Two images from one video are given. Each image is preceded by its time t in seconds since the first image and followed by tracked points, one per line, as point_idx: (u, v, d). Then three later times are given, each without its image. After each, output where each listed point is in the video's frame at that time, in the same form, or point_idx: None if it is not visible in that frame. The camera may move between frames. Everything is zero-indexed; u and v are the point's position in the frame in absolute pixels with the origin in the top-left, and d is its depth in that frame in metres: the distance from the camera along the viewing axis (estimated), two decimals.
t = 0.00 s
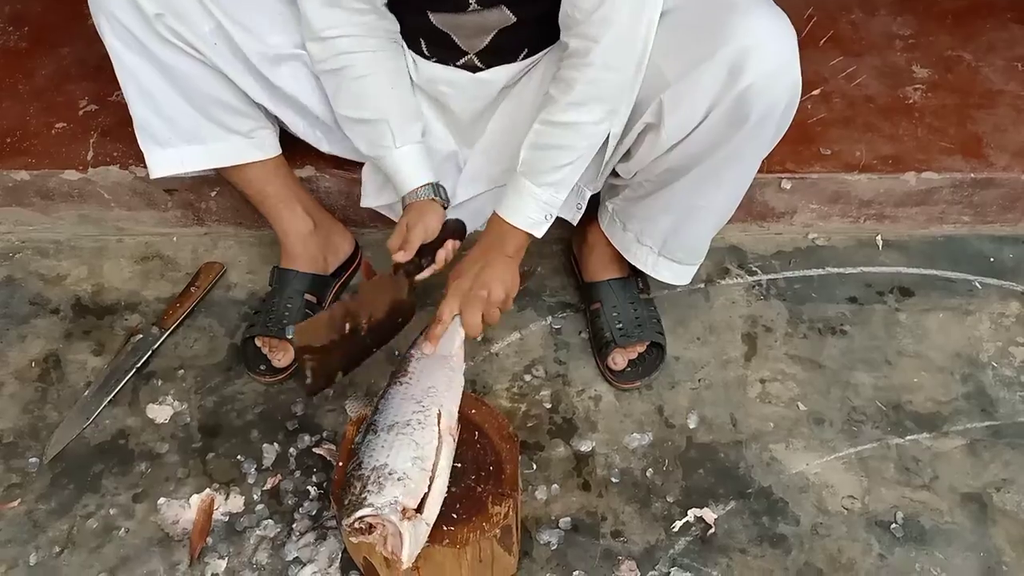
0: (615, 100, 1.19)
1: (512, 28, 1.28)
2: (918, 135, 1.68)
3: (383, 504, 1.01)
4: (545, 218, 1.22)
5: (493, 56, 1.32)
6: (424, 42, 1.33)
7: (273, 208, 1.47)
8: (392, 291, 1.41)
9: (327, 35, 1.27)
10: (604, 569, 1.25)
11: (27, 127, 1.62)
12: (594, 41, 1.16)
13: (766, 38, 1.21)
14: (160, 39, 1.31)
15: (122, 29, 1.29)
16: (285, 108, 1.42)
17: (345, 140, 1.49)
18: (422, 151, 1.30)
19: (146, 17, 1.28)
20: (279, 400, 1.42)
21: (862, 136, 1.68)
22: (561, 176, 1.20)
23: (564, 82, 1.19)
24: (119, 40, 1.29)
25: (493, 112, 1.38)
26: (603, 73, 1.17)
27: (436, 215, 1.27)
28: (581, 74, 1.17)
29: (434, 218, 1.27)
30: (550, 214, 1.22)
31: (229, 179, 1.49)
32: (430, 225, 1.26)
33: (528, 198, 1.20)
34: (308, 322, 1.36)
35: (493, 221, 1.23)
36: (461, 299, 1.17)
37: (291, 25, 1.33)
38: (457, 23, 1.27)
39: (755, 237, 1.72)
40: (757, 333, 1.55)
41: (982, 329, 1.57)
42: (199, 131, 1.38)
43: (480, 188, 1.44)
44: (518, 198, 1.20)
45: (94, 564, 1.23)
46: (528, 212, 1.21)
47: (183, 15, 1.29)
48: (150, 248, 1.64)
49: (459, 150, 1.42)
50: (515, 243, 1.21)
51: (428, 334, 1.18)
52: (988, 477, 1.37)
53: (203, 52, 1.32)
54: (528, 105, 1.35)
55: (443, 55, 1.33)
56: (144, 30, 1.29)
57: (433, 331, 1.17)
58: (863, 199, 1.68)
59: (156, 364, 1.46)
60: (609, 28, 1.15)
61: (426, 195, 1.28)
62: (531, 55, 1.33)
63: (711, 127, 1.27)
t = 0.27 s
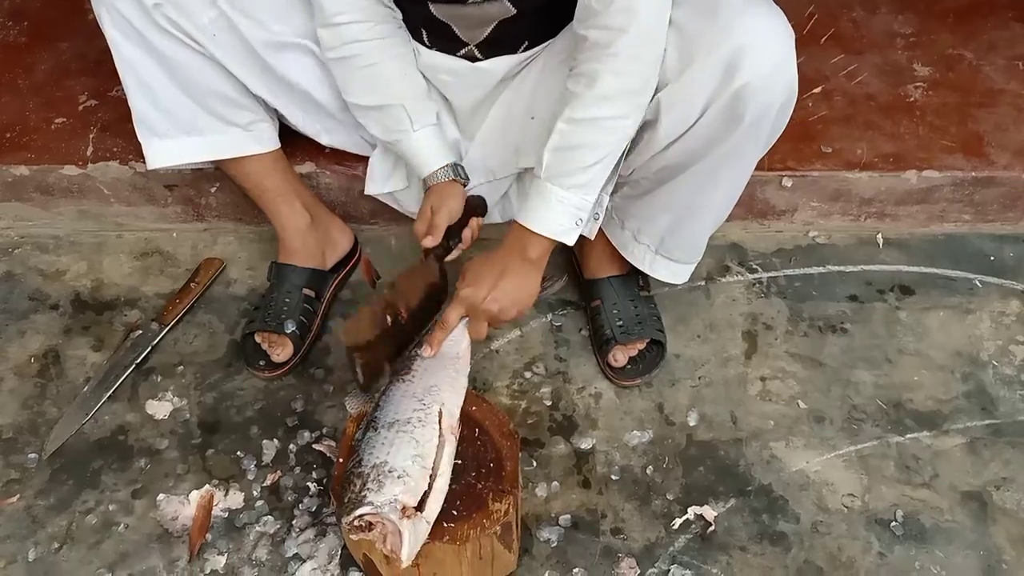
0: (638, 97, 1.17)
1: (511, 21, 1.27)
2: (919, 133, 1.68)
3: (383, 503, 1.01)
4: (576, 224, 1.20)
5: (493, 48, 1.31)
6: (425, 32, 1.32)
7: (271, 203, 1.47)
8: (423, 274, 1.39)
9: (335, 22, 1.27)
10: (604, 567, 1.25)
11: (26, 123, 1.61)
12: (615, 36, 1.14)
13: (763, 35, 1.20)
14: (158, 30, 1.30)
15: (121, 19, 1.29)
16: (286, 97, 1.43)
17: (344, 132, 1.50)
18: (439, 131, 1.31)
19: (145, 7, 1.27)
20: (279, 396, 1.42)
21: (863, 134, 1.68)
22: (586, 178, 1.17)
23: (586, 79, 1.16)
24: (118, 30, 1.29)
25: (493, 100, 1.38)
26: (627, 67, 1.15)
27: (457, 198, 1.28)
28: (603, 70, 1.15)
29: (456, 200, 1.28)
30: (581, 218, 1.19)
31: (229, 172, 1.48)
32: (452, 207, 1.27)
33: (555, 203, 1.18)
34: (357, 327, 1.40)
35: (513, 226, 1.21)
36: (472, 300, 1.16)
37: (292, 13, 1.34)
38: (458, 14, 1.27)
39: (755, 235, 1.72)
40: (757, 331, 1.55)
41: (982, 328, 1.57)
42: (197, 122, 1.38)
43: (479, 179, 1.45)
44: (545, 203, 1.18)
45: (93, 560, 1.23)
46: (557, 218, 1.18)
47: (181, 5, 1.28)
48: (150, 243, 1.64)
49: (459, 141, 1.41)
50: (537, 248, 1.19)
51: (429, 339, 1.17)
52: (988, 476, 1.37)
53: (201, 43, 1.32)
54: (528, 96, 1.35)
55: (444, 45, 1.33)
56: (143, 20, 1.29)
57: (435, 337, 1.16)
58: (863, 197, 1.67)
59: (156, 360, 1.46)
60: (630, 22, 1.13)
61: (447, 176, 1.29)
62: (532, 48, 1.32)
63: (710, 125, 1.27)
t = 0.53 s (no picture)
0: (645, 95, 1.17)
1: (518, 11, 1.28)
2: (919, 130, 1.68)
3: (375, 495, 1.01)
4: (585, 225, 1.19)
5: (498, 38, 1.32)
6: (431, 22, 1.33)
7: (271, 197, 1.46)
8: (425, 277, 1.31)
9: (345, 14, 1.28)
10: (603, 562, 1.26)
11: (27, 117, 1.61)
12: (623, 33, 1.14)
13: (760, 31, 1.21)
14: (162, 20, 1.30)
15: (125, 8, 1.29)
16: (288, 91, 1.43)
17: (345, 124, 1.50)
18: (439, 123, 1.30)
19: None
20: (279, 391, 1.42)
21: (863, 131, 1.68)
22: (595, 177, 1.17)
23: (593, 77, 1.16)
24: (121, 20, 1.29)
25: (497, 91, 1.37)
26: (635, 65, 1.14)
27: (460, 193, 1.28)
28: (611, 68, 1.15)
29: (459, 196, 1.28)
30: (590, 220, 1.19)
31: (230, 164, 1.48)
32: (455, 204, 1.27)
33: (562, 203, 1.17)
34: (352, 343, 1.25)
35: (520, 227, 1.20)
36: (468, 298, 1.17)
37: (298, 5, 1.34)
38: (463, 3, 1.28)
39: (755, 231, 1.72)
40: (757, 328, 1.55)
41: (982, 325, 1.57)
42: (198, 114, 1.38)
43: (482, 169, 1.44)
44: (552, 204, 1.17)
45: (93, 554, 1.23)
46: (565, 218, 1.18)
47: None
48: (149, 238, 1.64)
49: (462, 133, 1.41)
50: (545, 252, 1.19)
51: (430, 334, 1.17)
52: (987, 472, 1.37)
53: (204, 34, 1.32)
54: (529, 87, 1.35)
55: (450, 35, 1.33)
56: (146, 9, 1.29)
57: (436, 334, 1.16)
58: (864, 193, 1.67)
59: (155, 354, 1.46)
60: (637, 19, 1.13)
61: (453, 170, 1.29)
62: (535, 39, 1.33)
63: (708, 121, 1.27)
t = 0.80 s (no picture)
0: (636, 93, 1.17)
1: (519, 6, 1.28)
2: (921, 123, 1.68)
3: (369, 518, 1.01)
4: (565, 221, 1.19)
5: (499, 33, 1.31)
6: (432, 16, 1.33)
7: (273, 193, 1.46)
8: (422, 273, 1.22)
9: (341, 7, 1.29)
10: (605, 555, 1.26)
11: (28, 112, 1.61)
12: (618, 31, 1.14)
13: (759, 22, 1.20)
14: (165, 14, 1.30)
15: (129, 3, 1.29)
16: (290, 86, 1.43)
17: (345, 119, 1.50)
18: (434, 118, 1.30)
19: None
20: (281, 385, 1.42)
21: (865, 124, 1.67)
22: (579, 175, 1.17)
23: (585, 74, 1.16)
24: (125, 14, 1.29)
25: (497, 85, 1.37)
26: (627, 64, 1.15)
27: (452, 187, 1.26)
28: (604, 66, 1.15)
29: (450, 189, 1.26)
30: (570, 216, 1.19)
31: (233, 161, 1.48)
32: (444, 197, 1.25)
33: (545, 199, 1.17)
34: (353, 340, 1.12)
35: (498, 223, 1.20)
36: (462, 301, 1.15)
37: None
38: None
39: (758, 225, 1.71)
40: (759, 322, 1.55)
41: (984, 319, 1.57)
42: (201, 109, 1.38)
43: (482, 163, 1.44)
44: (535, 199, 1.17)
45: (96, 548, 1.23)
46: (546, 214, 1.17)
47: None
48: (151, 233, 1.64)
49: (461, 128, 1.42)
50: (520, 248, 1.19)
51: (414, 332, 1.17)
52: (989, 466, 1.37)
53: (207, 28, 1.32)
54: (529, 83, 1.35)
55: (450, 30, 1.33)
56: (150, 3, 1.29)
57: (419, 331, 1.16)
58: (866, 187, 1.67)
59: (158, 349, 1.46)
60: (632, 17, 1.13)
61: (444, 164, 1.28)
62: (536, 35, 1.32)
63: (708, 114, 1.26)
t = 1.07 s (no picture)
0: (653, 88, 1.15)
1: None
2: (920, 110, 1.67)
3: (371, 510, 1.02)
4: (591, 220, 1.17)
5: (494, 24, 1.29)
6: (425, 8, 1.30)
7: (269, 181, 1.45)
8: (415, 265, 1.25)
9: None
10: (604, 543, 1.25)
11: (21, 100, 1.60)
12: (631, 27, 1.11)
13: (761, 12, 1.19)
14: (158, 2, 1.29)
15: None
16: (284, 76, 1.41)
17: (341, 110, 1.48)
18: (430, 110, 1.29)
19: None
20: (278, 375, 1.41)
21: (864, 111, 1.66)
22: (605, 174, 1.15)
23: (601, 71, 1.13)
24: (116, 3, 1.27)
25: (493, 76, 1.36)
26: (643, 59, 1.12)
27: (449, 178, 1.25)
28: (619, 62, 1.12)
29: (447, 181, 1.25)
30: (596, 214, 1.17)
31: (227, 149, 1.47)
32: (443, 189, 1.24)
33: (569, 200, 1.15)
34: (341, 321, 1.15)
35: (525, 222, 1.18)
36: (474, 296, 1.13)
37: None
38: None
39: (756, 212, 1.70)
40: (758, 309, 1.55)
41: (983, 305, 1.56)
42: (194, 97, 1.37)
43: (478, 156, 1.43)
44: (558, 200, 1.15)
45: (93, 539, 1.23)
46: (571, 215, 1.16)
47: None
48: (146, 221, 1.63)
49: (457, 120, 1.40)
50: (548, 250, 1.17)
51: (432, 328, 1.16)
52: (988, 453, 1.37)
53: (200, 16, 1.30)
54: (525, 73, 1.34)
55: (444, 22, 1.31)
56: None
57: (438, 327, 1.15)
58: (865, 174, 1.66)
59: (153, 338, 1.45)
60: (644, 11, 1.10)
61: (440, 156, 1.27)
62: (531, 26, 1.31)
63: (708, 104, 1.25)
